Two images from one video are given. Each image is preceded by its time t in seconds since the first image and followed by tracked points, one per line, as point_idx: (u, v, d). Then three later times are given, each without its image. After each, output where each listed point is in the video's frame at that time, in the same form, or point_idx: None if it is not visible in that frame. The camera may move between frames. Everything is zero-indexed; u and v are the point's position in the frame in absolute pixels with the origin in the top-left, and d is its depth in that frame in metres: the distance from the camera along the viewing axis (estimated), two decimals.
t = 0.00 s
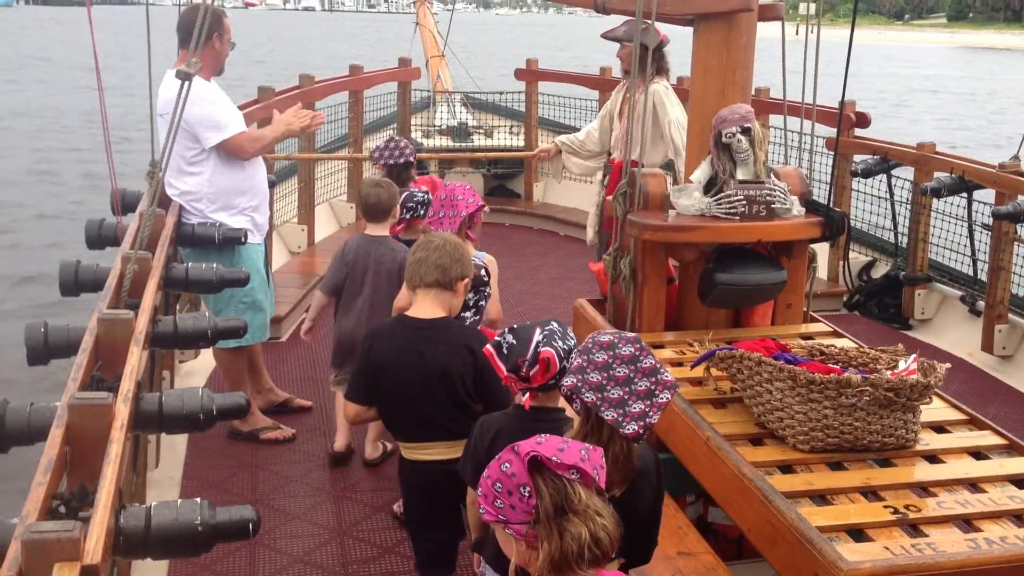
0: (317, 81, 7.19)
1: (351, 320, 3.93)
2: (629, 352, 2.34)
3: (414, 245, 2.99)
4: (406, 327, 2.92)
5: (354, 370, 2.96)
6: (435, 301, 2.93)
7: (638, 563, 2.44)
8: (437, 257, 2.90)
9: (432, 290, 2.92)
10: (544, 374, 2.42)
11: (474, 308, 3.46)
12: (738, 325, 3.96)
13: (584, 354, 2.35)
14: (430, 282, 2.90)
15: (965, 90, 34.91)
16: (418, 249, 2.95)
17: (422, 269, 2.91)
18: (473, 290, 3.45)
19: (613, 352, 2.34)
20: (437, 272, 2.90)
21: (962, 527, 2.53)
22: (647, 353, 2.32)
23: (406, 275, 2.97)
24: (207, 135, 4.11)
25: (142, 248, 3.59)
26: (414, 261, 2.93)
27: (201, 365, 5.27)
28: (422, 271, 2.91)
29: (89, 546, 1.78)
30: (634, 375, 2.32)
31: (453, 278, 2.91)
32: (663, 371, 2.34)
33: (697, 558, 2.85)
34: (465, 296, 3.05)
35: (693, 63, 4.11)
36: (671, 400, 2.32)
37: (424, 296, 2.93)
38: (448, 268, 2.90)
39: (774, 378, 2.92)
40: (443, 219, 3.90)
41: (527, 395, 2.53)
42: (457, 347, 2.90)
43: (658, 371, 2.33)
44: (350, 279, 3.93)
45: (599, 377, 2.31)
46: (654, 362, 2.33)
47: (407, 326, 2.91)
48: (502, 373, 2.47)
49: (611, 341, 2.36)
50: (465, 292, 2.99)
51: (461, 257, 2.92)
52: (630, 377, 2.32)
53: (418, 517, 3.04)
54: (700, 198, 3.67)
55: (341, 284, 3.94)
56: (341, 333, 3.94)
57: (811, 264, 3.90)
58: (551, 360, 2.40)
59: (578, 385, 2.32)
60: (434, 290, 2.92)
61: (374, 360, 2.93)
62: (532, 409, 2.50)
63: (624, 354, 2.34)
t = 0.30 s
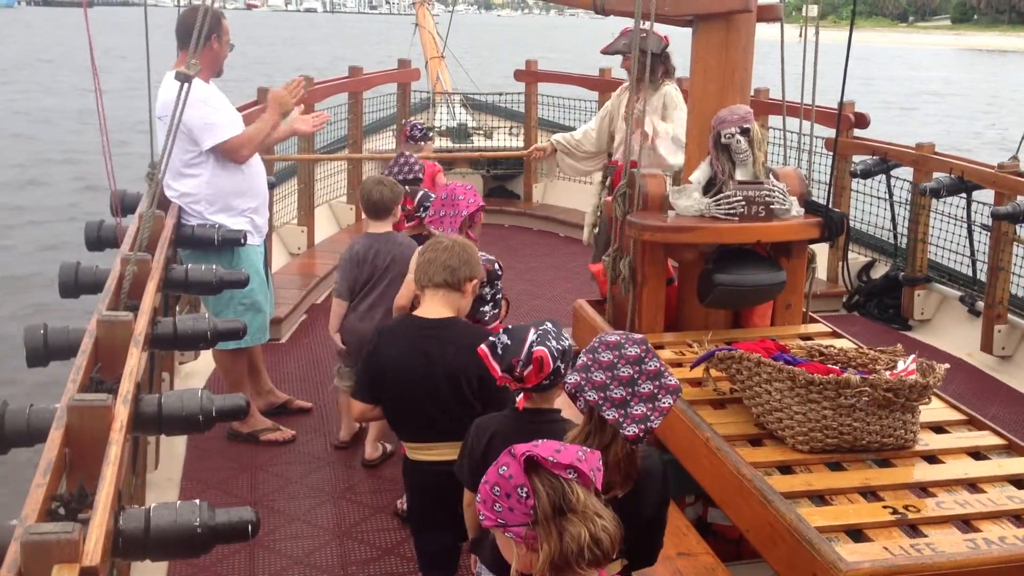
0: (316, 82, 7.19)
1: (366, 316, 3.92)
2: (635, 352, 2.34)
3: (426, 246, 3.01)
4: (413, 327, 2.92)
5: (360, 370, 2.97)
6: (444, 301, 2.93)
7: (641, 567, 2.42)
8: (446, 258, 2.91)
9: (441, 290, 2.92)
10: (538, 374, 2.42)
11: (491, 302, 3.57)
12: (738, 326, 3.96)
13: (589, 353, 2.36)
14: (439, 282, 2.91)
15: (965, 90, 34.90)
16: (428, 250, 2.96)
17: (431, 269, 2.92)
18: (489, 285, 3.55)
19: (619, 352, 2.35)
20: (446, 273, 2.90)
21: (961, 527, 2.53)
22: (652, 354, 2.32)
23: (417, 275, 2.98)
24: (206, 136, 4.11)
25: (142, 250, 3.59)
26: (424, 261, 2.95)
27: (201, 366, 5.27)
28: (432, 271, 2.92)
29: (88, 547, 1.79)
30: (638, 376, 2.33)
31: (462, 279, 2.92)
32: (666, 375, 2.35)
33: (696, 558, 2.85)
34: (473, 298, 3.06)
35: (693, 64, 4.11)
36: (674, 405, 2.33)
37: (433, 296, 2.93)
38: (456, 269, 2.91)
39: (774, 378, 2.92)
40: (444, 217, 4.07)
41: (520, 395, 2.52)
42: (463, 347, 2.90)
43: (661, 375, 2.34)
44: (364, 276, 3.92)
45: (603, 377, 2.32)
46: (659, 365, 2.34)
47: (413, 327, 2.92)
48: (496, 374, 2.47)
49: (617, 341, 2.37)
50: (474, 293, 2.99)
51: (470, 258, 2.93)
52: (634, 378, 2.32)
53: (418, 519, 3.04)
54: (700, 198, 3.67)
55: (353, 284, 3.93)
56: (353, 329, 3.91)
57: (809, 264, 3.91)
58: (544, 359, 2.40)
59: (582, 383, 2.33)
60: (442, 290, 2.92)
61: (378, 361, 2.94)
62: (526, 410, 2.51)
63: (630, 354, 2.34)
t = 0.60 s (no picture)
0: (312, 86, 7.20)
1: (353, 317, 4.07)
2: (634, 355, 2.34)
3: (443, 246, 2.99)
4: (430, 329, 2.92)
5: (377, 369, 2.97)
6: (463, 303, 2.93)
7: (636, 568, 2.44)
8: (468, 260, 2.90)
9: (461, 292, 2.92)
10: (527, 377, 2.43)
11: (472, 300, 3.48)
12: (733, 328, 3.97)
13: (590, 356, 2.37)
14: (460, 284, 2.91)
15: (960, 92, 34.96)
16: (448, 250, 2.94)
17: (452, 270, 2.91)
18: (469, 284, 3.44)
19: (618, 355, 2.35)
20: (467, 275, 2.90)
21: (956, 529, 2.54)
22: (652, 358, 2.32)
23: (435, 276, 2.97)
24: (200, 141, 4.11)
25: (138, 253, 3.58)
26: (443, 262, 2.93)
27: (197, 370, 5.27)
28: (452, 274, 2.90)
29: (83, 551, 1.78)
30: (637, 379, 2.32)
31: (482, 281, 2.92)
32: (665, 380, 2.33)
33: (692, 561, 2.85)
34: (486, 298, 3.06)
35: (688, 67, 4.12)
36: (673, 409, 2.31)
37: (453, 298, 2.93)
38: (476, 271, 2.90)
39: (769, 381, 2.92)
40: (425, 212, 3.79)
41: (510, 400, 2.54)
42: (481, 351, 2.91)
43: (660, 380, 2.33)
44: (350, 277, 4.09)
45: (602, 379, 2.33)
46: (658, 369, 2.33)
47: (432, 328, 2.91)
48: (486, 378, 2.48)
49: (617, 344, 2.37)
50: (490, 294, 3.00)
51: (490, 261, 2.93)
52: (633, 381, 2.32)
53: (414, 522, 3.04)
54: (695, 201, 3.67)
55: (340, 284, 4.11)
56: (338, 328, 4.08)
57: (804, 266, 3.91)
58: (534, 362, 2.42)
59: (581, 386, 2.34)
60: (462, 292, 2.92)
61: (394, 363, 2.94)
62: (516, 413, 2.52)
63: (629, 357, 2.34)
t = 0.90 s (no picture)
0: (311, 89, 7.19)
1: (331, 316, 4.21)
2: (633, 359, 2.33)
3: (475, 248, 2.99)
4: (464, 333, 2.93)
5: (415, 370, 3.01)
6: (499, 307, 2.95)
7: (633, 571, 2.45)
8: (502, 263, 2.92)
9: (494, 296, 2.94)
10: (523, 383, 2.43)
11: (441, 295, 3.28)
12: (732, 332, 3.97)
13: (588, 359, 2.36)
14: (495, 288, 2.92)
15: (957, 96, 35.00)
16: (480, 254, 2.95)
17: (487, 275, 2.92)
18: (435, 280, 3.24)
19: (618, 358, 2.33)
20: (502, 279, 2.92)
21: (955, 533, 2.54)
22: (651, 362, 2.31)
23: (467, 278, 2.97)
24: (198, 143, 4.11)
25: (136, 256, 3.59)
26: (478, 265, 2.94)
27: (195, 373, 5.27)
28: (488, 278, 2.92)
29: (82, 555, 1.78)
30: (635, 383, 2.32)
31: (516, 284, 2.94)
32: (664, 384, 2.33)
33: (691, 565, 2.85)
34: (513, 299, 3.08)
35: (687, 70, 4.12)
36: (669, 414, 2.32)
37: (487, 302, 2.94)
38: (511, 277, 2.93)
39: (768, 385, 2.92)
40: (412, 215, 3.96)
41: (505, 405, 2.55)
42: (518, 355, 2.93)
43: (659, 384, 2.33)
44: (326, 277, 4.22)
45: (600, 383, 2.32)
46: (656, 373, 2.33)
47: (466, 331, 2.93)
48: (480, 383, 2.48)
49: (616, 348, 2.36)
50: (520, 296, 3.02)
51: (522, 263, 2.96)
52: (631, 386, 2.32)
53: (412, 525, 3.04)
54: (694, 205, 3.67)
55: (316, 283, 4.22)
56: (317, 329, 4.20)
57: (803, 270, 3.92)
58: (529, 369, 2.42)
59: (579, 388, 2.33)
60: (496, 296, 2.94)
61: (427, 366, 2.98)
62: (510, 418, 2.52)
63: (629, 360, 2.33)
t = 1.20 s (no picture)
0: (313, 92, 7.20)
1: (319, 313, 4.25)
2: (634, 360, 2.33)
3: (510, 245, 3.08)
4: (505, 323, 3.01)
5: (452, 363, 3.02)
6: (535, 300, 3.05)
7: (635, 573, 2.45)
8: (540, 259, 3.02)
9: (530, 290, 3.04)
10: (527, 387, 2.44)
11: (430, 294, 3.33)
12: (735, 334, 3.97)
13: (589, 360, 2.36)
14: (534, 282, 3.02)
15: (960, 100, 34.98)
16: (517, 250, 3.03)
17: (526, 270, 3.01)
18: (424, 279, 3.30)
19: (617, 360, 2.33)
20: (540, 273, 3.01)
21: (957, 537, 2.54)
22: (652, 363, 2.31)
23: (503, 273, 3.05)
24: (200, 145, 4.11)
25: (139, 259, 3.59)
26: (516, 261, 3.02)
27: (197, 375, 5.27)
28: (527, 273, 3.01)
29: (84, 556, 1.78)
30: (635, 384, 2.32)
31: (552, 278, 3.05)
32: (664, 385, 2.33)
33: (693, 567, 2.85)
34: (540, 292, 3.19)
35: (689, 74, 4.13)
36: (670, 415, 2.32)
37: (525, 296, 3.04)
38: (548, 271, 3.03)
39: (770, 388, 2.92)
40: (419, 216, 3.99)
41: (509, 408, 2.56)
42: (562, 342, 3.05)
43: (659, 385, 2.33)
44: (312, 277, 4.27)
45: (600, 384, 2.31)
46: (656, 375, 2.32)
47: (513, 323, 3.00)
48: (485, 387, 2.49)
49: (617, 349, 2.35)
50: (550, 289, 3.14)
51: (556, 258, 3.07)
52: (632, 387, 2.31)
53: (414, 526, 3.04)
54: (697, 207, 3.66)
55: (303, 280, 4.28)
56: (314, 327, 4.24)
57: (805, 274, 3.92)
58: (532, 373, 2.42)
59: (579, 389, 2.33)
60: (534, 290, 3.04)
61: (468, 358, 2.98)
62: (515, 421, 2.54)
63: (629, 361, 2.33)
